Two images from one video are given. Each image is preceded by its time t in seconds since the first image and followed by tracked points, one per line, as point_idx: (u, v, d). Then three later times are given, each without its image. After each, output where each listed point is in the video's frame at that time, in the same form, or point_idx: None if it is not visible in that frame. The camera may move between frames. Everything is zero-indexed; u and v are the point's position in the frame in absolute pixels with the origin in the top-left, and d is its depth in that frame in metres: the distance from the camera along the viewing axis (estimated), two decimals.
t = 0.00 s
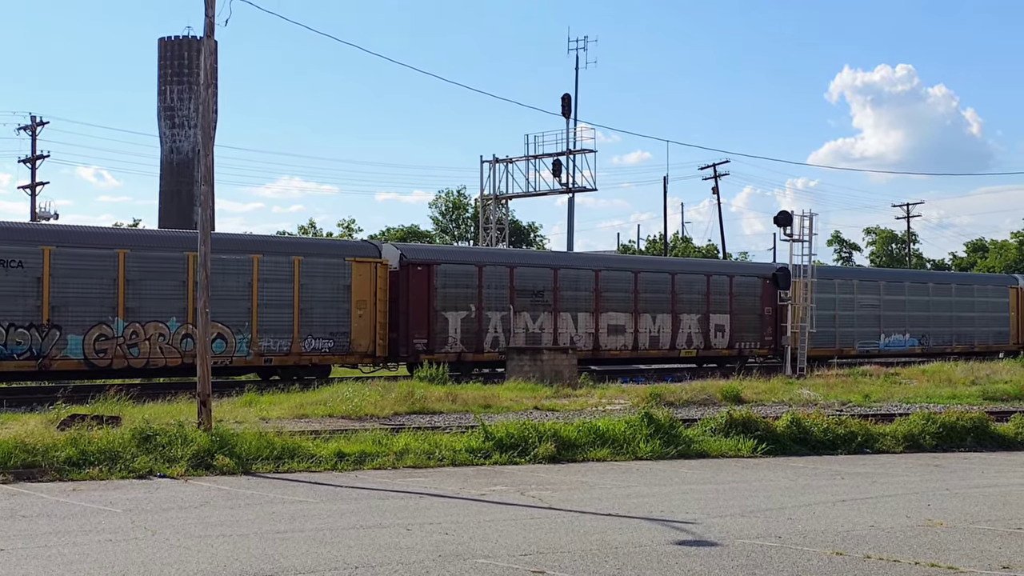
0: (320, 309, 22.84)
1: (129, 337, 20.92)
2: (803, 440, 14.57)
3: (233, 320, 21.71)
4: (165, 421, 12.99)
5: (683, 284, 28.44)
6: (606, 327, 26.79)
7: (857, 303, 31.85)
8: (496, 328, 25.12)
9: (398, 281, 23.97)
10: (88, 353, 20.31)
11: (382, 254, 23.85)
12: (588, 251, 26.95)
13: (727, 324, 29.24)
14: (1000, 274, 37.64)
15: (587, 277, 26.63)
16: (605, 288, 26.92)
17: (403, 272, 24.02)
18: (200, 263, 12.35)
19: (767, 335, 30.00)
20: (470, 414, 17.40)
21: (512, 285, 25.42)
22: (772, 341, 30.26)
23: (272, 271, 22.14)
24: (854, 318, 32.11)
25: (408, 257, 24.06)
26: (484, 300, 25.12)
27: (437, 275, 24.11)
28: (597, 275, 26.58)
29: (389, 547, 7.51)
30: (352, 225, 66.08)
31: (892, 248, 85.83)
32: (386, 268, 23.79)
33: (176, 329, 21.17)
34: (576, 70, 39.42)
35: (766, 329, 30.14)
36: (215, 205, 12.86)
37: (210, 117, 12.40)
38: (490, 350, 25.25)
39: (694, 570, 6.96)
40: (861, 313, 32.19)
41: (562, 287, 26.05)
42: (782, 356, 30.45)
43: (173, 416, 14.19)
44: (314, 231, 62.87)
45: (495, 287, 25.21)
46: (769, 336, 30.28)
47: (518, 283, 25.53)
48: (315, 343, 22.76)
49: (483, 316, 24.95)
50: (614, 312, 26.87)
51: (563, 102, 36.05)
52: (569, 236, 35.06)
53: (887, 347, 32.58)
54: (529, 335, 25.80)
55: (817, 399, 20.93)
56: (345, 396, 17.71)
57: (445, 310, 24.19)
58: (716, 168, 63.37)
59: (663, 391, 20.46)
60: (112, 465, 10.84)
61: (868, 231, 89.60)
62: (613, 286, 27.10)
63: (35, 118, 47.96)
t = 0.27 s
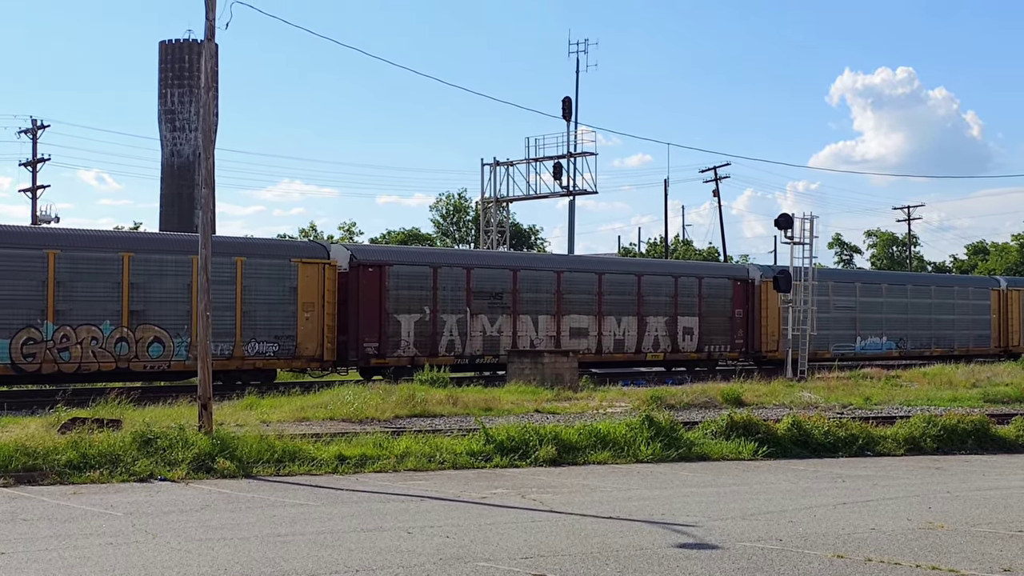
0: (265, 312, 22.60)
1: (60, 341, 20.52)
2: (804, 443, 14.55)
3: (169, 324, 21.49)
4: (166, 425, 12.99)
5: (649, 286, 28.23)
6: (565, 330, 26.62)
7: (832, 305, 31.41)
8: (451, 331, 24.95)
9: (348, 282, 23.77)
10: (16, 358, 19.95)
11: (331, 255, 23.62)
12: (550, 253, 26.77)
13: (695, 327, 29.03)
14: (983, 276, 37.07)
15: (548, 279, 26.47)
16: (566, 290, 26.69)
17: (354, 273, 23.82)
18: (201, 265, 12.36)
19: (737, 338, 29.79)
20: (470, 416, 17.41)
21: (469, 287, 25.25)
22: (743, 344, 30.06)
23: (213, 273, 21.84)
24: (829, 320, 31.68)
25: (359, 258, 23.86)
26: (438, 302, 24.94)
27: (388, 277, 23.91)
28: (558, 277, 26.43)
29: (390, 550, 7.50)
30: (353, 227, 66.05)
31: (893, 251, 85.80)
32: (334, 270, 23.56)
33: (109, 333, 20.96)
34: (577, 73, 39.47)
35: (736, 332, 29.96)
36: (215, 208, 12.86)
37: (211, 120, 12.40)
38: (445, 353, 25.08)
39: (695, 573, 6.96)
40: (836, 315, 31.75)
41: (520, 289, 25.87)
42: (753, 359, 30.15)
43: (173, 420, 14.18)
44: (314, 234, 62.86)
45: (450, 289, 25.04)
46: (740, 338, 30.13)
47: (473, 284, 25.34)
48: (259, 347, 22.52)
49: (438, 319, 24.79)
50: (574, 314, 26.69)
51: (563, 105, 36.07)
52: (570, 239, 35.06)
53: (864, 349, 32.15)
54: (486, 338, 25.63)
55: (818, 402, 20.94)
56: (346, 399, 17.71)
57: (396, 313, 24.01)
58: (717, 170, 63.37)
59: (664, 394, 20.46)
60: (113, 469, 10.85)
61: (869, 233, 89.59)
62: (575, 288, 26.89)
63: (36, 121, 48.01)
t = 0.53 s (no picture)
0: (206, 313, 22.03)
1: None
2: (806, 445, 14.54)
3: (105, 325, 20.93)
4: (168, 427, 13.01)
5: (614, 286, 27.81)
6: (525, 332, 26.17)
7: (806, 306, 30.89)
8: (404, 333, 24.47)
9: (295, 283, 23.25)
10: None
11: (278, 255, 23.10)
12: (510, 253, 26.37)
13: (663, 329, 28.58)
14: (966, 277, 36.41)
15: (507, 279, 26.07)
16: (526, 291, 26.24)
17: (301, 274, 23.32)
18: (203, 268, 12.37)
19: (706, 340, 29.37)
20: (472, 419, 17.41)
21: (423, 287, 24.82)
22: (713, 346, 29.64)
23: (150, 273, 21.39)
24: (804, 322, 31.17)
25: (307, 259, 23.37)
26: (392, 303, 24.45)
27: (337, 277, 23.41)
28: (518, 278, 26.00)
29: (392, 552, 7.51)
30: (355, 229, 66.06)
31: (895, 252, 85.74)
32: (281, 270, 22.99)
33: (40, 335, 20.33)
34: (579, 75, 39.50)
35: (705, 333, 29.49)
36: (217, 210, 12.87)
37: (212, 122, 12.41)
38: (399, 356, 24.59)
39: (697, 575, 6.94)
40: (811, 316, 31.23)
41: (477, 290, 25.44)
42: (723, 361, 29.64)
43: (176, 422, 14.20)
44: (316, 236, 62.90)
45: (405, 290, 24.59)
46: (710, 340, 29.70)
47: (428, 285, 24.88)
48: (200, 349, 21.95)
49: (391, 320, 24.33)
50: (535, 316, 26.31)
51: (565, 107, 36.08)
52: (572, 241, 35.06)
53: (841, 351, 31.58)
54: (442, 340, 25.18)
55: (821, 403, 20.93)
56: (348, 401, 17.70)
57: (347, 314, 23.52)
58: (719, 172, 63.38)
59: (666, 396, 20.45)
60: (115, 471, 10.86)
61: (871, 235, 89.55)
62: (535, 289, 26.47)
63: (38, 123, 48.08)
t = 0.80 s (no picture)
0: (140, 315, 21.11)
1: None
2: (807, 446, 14.54)
3: (33, 327, 19.94)
4: (168, 428, 13.02)
5: (575, 286, 26.93)
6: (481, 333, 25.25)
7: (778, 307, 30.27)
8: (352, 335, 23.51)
9: (237, 283, 22.25)
10: None
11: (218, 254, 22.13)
12: (466, 252, 25.46)
13: (628, 330, 27.69)
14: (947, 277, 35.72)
15: (462, 279, 25.14)
16: (483, 291, 25.34)
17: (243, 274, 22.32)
18: (203, 270, 12.37)
19: (673, 341, 28.50)
20: (472, 420, 17.39)
21: (374, 287, 23.88)
22: (681, 347, 28.79)
23: (81, 272, 20.41)
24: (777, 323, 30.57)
25: (249, 258, 22.39)
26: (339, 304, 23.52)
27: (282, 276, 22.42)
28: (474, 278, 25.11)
29: (392, 554, 7.50)
30: (355, 231, 66.07)
31: (896, 253, 85.73)
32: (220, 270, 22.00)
33: None
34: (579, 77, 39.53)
35: (672, 334, 28.67)
36: (218, 212, 12.87)
37: (212, 124, 12.41)
38: (346, 358, 23.66)
39: None
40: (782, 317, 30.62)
41: (431, 290, 24.51)
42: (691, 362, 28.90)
43: (175, 423, 14.19)
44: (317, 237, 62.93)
45: (354, 290, 23.65)
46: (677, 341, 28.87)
47: (379, 285, 23.94)
48: (135, 352, 21.05)
49: (339, 322, 23.40)
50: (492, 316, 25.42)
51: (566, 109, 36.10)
52: (572, 242, 35.07)
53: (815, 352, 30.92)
54: (394, 342, 24.23)
55: (821, 404, 20.93)
56: (348, 402, 17.69)
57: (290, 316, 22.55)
58: (719, 173, 63.38)
59: (667, 397, 20.45)
60: (116, 472, 10.86)
61: (871, 236, 89.53)
62: (492, 289, 25.57)
63: (38, 125, 48.11)
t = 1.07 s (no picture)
0: (72, 317, 20.19)
1: None
2: (809, 447, 14.53)
3: None
4: (170, 430, 13.03)
5: (537, 286, 26.04)
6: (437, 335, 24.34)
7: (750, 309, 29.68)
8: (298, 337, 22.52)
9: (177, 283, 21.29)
10: None
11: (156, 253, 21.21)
12: (421, 251, 24.52)
13: (592, 331, 26.86)
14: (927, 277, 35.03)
15: (417, 279, 24.19)
16: (439, 292, 24.41)
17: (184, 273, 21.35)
18: (205, 272, 12.37)
19: (639, 343, 27.72)
20: (474, 422, 17.39)
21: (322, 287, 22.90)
22: (647, 349, 28.00)
23: (8, 272, 19.47)
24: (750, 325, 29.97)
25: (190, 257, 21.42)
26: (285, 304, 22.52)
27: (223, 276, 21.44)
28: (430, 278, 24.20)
29: (395, 555, 7.51)
30: (357, 233, 66.10)
31: (898, 255, 85.69)
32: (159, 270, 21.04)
33: None
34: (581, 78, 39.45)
35: (639, 336, 27.86)
36: (219, 214, 12.86)
37: (214, 126, 12.41)
38: (293, 361, 22.71)
39: None
40: (758, 319, 30.03)
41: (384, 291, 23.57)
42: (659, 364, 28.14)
43: (177, 425, 14.21)
44: (319, 239, 62.98)
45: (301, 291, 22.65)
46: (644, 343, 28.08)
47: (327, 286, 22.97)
48: (69, 354, 20.14)
49: (285, 323, 22.38)
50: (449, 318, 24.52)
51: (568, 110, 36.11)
52: (575, 244, 35.07)
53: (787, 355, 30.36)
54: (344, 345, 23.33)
55: (823, 405, 20.93)
56: (350, 404, 17.69)
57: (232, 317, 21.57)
58: (721, 174, 63.38)
59: (669, 398, 20.45)
60: (118, 474, 10.86)
61: (873, 238, 89.50)
62: (449, 289, 24.64)
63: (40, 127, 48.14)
